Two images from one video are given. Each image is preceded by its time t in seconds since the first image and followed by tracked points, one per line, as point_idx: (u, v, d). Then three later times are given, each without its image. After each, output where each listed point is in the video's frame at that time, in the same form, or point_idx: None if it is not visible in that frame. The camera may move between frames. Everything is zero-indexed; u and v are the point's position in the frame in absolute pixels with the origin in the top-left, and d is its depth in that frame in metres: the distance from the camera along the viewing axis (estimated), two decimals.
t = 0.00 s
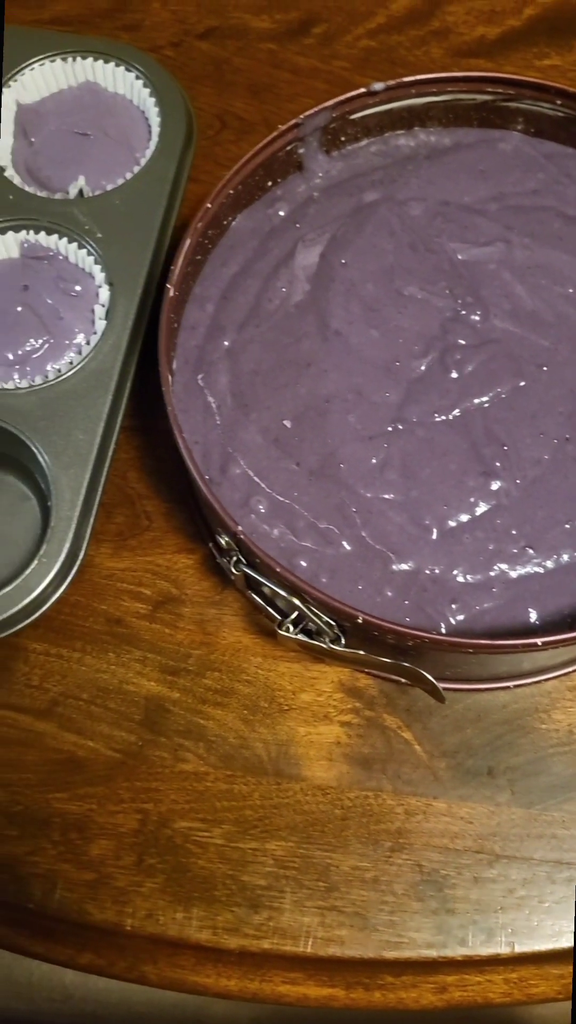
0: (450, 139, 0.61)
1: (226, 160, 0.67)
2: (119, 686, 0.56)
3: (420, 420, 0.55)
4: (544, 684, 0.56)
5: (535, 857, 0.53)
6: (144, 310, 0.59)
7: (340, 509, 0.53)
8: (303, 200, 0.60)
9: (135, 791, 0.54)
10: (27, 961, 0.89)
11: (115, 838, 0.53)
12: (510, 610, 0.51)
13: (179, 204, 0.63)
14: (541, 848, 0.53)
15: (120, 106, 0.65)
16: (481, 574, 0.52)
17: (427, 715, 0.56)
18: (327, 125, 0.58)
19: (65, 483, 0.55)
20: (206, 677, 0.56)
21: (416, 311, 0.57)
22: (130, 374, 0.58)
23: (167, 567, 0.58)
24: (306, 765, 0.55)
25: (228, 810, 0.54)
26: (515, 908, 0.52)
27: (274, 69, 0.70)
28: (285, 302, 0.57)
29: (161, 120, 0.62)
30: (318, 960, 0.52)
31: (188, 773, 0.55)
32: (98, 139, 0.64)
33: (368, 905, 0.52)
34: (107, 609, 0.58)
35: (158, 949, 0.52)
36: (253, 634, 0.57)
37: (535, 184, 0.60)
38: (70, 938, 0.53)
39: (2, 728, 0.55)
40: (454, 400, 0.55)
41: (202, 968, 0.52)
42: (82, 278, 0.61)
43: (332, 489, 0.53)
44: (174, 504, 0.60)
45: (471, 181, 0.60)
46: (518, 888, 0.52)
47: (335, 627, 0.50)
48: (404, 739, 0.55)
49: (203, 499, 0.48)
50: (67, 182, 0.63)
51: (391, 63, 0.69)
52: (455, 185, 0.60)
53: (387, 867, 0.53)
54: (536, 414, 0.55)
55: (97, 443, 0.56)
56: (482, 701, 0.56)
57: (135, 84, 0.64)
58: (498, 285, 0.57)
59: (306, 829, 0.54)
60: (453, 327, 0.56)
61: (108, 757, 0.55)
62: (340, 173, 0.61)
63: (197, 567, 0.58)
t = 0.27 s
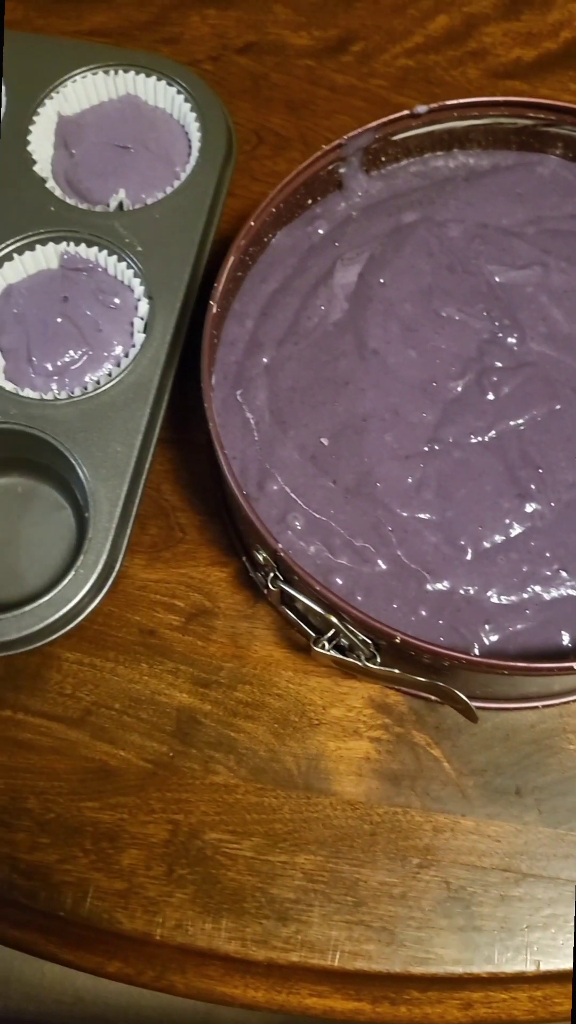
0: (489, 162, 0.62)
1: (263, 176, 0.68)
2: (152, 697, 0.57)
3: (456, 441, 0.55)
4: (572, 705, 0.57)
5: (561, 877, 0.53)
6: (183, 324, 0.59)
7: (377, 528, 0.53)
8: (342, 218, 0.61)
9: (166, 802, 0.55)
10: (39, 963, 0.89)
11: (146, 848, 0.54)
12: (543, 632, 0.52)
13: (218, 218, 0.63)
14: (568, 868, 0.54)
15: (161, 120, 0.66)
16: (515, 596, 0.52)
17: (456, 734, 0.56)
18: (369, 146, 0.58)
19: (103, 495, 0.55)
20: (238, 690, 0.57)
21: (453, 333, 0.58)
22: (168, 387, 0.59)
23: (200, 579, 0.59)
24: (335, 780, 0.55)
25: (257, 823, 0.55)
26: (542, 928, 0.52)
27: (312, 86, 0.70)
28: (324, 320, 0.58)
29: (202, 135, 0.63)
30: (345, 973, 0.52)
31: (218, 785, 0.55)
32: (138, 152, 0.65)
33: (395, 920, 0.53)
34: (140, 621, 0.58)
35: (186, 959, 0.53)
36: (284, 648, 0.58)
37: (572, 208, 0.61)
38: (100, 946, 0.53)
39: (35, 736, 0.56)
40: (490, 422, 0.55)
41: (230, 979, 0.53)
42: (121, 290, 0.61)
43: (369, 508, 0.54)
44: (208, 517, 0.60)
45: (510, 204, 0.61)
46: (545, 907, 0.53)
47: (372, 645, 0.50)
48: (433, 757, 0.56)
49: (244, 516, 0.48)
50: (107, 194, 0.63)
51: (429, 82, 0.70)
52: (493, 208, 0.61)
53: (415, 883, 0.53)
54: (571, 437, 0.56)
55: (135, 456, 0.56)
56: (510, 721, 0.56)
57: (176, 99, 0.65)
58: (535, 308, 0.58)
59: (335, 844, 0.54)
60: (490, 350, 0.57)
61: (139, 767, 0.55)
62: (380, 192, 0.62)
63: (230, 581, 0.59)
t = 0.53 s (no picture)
0: (529, 173, 0.62)
1: (299, 182, 0.68)
2: (181, 705, 0.56)
3: (494, 454, 0.55)
4: None
5: None
6: (219, 330, 0.59)
7: (413, 540, 0.53)
8: (382, 227, 0.60)
9: (194, 812, 0.54)
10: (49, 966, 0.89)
11: (174, 857, 0.54)
12: None
13: (255, 223, 0.63)
14: None
15: (198, 124, 0.66)
16: (552, 612, 0.52)
17: (488, 748, 0.56)
18: (411, 155, 0.58)
19: (137, 501, 0.55)
20: (268, 700, 0.56)
21: (492, 345, 0.57)
22: (203, 393, 0.58)
23: (231, 587, 0.59)
24: (366, 792, 0.55)
25: (286, 834, 0.54)
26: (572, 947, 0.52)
27: (349, 92, 0.70)
28: (362, 330, 0.57)
29: (240, 140, 0.63)
30: (373, 988, 0.52)
31: (247, 795, 0.55)
32: (176, 155, 0.65)
33: (425, 936, 0.52)
34: (170, 627, 0.58)
35: (213, 970, 0.52)
36: (315, 658, 0.57)
37: None
38: (126, 955, 0.53)
39: (63, 742, 0.56)
40: (529, 435, 0.55)
41: (257, 991, 0.52)
42: (157, 295, 0.61)
43: (405, 519, 0.54)
44: (239, 524, 0.60)
45: (550, 216, 0.61)
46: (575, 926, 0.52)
47: (409, 659, 0.50)
48: (464, 772, 0.55)
49: (284, 527, 0.48)
50: (144, 198, 0.63)
51: (466, 91, 0.69)
52: (533, 220, 0.61)
53: (444, 898, 0.53)
54: None
55: (170, 463, 0.56)
56: (542, 737, 0.56)
57: (215, 103, 0.64)
58: (574, 322, 0.58)
59: (365, 857, 0.54)
60: (529, 363, 0.57)
61: (168, 775, 0.55)
62: (419, 201, 0.61)
63: (261, 589, 0.59)
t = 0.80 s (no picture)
0: (571, 186, 0.62)
1: (337, 189, 0.67)
2: (216, 714, 0.56)
3: (536, 468, 0.55)
4: None
5: None
6: (259, 338, 0.59)
7: (454, 553, 0.53)
8: (424, 237, 0.60)
9: (228, 821, 0.54)
10: (65, 969, 0.90)
11: (208, 867, 0.53)
12: None
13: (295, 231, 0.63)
14: None
15: (239, 130, 0.65)
16: None
17: (523, 763, 0.56)
18: (456, 166, 0.57)
19: (176, 508, 0.55)
20: (303, 710, 0.56)
21: (534, 359, 0.57)
22: (242, 401, 0.58)
23: (267, 596, 0.58)
24: (401, 805, 0.55)
25: (320, 846, 0.54)
26: None
27: (388, 101, 0.70)
28: (404, 340, 0.57)
29: (282, 147, 0.62)
30: (406, 1002, 0.52)
31: (282, 805, 0.55)
32: (217, 162, 0.64)
33: (459, 950, 0.52)
34: (205, 635, 0.58)
35: (245, 981, 0.52)
36: (351, 669, 0.57)
37: None
38: (158, 964, 0.53)
39: (97, 748, 0.55)
40: (570, 450, 0.55)
41: (289, 1003, 0.52)
42: (196, 302, 0.61)
43: (446, 532, 0.53)
44: (276, 532, 0.60)
45: None
46: None
47: (450, 673, 0.49)
48: (500, 786, 0.55)
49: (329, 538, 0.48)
50: (185, 205, 0.63)
51: (506, 102, 0.69)
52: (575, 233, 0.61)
53: (479, 913, 0.53)
54: None
55: (210, 471, 0.55)
56: None
57: (256, 110, 0.64)
58: None
59: (399, 870, 0.54)
60: (571, 378, 0.57)
61: (203, 784, 0.55)
62: (462, 213, 0.61)
63: (297, 598, 0.58)
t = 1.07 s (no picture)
0: None
1: (371, 193, 0.67)
2: (248, 720, 0.56)
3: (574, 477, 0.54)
4: None
5: None
6: (295, 342, 0.58)
7: (492, 561, 0.53)
8: (461, 243, 0.60)
9: (260, 828, 0.54)
10: (83, 972, 0.90)
11: (240, 874, 0.53)
12: None
13: (331, 235, 0.62)
14: None
15: (274, 133, 0.65)
16: None
17: (557, 774, 0.55)
18: (496, 172, 0.57)
19: (211, 512, 0.55)
20: (336, 717, 0.56)
21: (572, 367, 0.57)
22: (277, 406, 0.58)
23: (300, 602, 0.58)
24: (434, 814, 0.54)
25: (353, 854, 0.54)
26: None
27: (422, 104, 0.69)
28: (441, 347, 0.57)
29: (318, 151, 0.62)
30: (439, 1014, 0.51)
31: (314, 813, 0.54)
32: (252, 164, 0.64)
33: (492, 962, 0.51)
34: (237, 641, 0.57)
35: (277, 990, 0.52)
36: (384, 676, 0.57)
37: None
38: (189, 971, 0.52)
39: (129, 753, 0.55)
40: None
41: (321, 1013, 0.51)
42: (231, 305, 0.60)
43: (483, 540, 0.53)
44: (309, 538, 0.59)
45: None
46: None
47: (489, 683, 0.49)
48: (533, 796, 0.55)
49: (370, 545, 0.47)
50: (220, 207, 0.63)
51: (541, 107, 0.69)
52: None
53: (512, 924, 0.52)
54: None
55: (246, 475, 0.55)
56: None
57: (292, 112, 0.64)
58: None
59: (432, 880, 0.53)
60: None
61: (235, 790, 0.55)
62: (499, 219, 0.61)
63: (329, 604, 0.58)
